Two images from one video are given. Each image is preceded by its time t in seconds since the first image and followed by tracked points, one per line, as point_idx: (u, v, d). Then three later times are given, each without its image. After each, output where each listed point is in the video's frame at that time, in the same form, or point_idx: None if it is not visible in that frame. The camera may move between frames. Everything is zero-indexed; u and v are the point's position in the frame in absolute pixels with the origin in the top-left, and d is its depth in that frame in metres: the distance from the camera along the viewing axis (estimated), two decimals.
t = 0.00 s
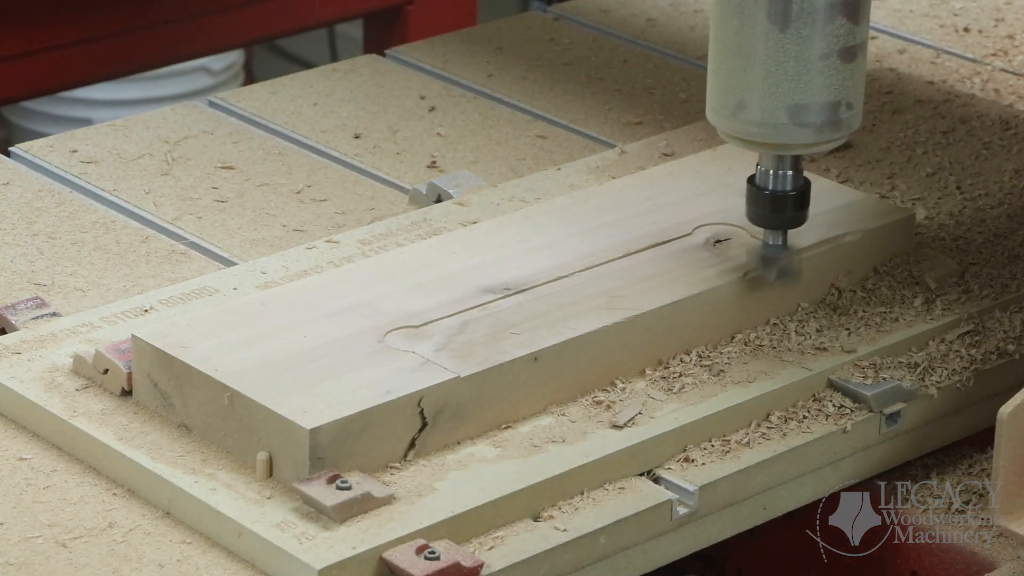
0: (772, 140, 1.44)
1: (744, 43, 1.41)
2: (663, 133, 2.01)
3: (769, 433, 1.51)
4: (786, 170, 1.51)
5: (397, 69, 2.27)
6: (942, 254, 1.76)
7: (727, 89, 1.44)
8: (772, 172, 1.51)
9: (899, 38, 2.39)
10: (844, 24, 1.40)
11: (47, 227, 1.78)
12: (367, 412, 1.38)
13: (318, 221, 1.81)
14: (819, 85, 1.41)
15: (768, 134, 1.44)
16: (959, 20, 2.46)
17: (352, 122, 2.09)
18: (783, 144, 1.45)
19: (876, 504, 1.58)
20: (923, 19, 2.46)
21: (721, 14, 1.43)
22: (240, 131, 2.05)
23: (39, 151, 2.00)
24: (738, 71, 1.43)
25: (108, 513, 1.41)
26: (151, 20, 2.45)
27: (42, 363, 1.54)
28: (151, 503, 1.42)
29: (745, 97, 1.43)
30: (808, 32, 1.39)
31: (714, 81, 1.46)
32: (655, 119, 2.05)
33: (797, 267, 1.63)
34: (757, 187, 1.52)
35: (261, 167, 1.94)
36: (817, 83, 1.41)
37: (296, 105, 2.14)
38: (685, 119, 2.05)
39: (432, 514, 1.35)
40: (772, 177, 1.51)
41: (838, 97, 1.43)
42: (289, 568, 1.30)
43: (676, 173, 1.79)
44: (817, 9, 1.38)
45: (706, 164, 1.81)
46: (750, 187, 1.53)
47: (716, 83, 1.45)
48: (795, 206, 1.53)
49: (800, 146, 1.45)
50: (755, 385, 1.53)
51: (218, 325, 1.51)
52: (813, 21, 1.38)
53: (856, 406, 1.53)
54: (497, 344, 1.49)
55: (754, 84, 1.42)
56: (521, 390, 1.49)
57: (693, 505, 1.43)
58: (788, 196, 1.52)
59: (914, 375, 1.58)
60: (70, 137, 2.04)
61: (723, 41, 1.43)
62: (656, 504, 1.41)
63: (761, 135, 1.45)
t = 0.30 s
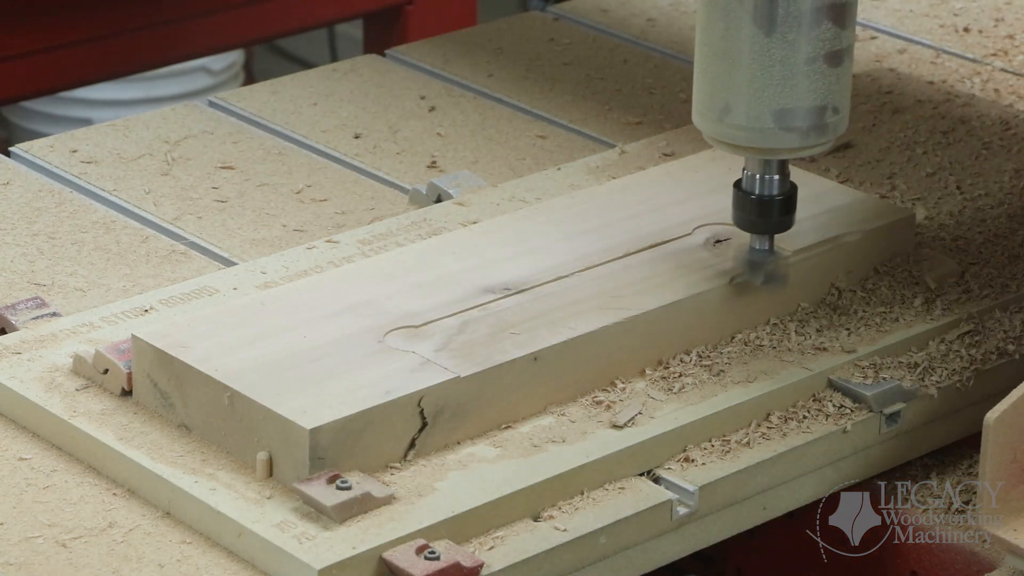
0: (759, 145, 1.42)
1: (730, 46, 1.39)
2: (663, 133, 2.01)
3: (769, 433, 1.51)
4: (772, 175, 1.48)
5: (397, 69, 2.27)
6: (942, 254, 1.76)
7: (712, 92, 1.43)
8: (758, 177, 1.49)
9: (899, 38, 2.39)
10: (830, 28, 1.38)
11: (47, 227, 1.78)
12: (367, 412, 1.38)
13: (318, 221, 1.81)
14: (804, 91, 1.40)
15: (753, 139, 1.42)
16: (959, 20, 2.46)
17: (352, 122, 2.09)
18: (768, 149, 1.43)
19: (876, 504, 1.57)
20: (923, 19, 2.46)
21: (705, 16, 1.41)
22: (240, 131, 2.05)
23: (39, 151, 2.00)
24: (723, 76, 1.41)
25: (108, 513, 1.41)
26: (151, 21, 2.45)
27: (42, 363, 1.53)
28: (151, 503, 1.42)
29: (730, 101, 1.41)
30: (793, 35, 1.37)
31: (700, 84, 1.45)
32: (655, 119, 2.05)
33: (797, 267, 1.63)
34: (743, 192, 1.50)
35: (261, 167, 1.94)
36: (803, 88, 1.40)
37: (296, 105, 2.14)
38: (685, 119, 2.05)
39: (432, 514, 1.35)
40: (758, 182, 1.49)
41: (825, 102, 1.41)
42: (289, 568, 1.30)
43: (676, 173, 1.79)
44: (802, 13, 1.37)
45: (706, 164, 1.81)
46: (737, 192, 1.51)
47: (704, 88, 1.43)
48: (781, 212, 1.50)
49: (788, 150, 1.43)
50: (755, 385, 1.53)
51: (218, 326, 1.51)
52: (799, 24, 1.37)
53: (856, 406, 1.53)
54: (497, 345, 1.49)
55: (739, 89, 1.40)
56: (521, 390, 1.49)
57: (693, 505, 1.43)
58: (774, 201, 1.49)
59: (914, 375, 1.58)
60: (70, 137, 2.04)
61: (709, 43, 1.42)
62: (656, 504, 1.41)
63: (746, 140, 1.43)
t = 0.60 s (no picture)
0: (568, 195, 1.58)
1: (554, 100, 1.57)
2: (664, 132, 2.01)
3: (769, 434, 1.51)
4: (758, 180, 1.55)
5: (398, 69, 2.27)
6: (943, 254, 1.74)
7: (697, 102, 1.48)
8: (745, 181, 1.56)
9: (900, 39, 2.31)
10: (815, 33, 1.41)
11: (47, 228, 1.78)
12: (366, 412, 1.39)
13: (318, 221, 1.80)
14: (792, 96, 1.46)
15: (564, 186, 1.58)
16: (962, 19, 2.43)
17: (352, 122, 2.09)
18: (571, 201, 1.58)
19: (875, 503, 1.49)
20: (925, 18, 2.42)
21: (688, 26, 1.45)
22: (241, 131, 2.06)
23: (40, 151, 2.01)
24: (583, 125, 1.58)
25: (108, 513, 1.41)
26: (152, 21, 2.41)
27: (42, 363, 1.54)
28: (150, 503, 1.42)
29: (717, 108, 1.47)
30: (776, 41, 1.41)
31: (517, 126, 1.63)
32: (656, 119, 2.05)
33: (798, 267, 1.62)
34: (730, 197, 1.57)
35: (262, 167, 1.94)
36: (791, 93, 1.46)
37: (297, 106, 2.14)
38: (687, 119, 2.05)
39: (433, 514, 1.35)
40: (744, 187, 1.56)
41: (810, 107, 1.49)
42: (289, 568, 1.30)
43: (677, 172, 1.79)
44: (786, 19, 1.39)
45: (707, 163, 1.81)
46: (724, 197, 1.58)
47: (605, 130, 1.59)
48: (768, 216, 1.57)
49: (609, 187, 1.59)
50: (755, 385, 1.53)
51: (219, 326, 1.51)
52: (786, 29, 1.40)
53: (856, 406, 1.54)
54: (496, 345, 1.49)
55: (728, 98, 1.45)
56: (521, 390, 1.49)
57: (693, 505, 1.43)
58: (760, 205, 1.56)
59: (914, 375, 1.60)
60: (70, 137, 2.04)
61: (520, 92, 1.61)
62: (656, 504, 1.41)
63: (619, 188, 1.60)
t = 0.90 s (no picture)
0: (552, 225, 1.25)
1: (531, 122, 1.22)
2: (663, 132, 2.01)
3: (770, 433, 1.52)
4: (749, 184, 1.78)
5: (397, 69, 2.27)
6: (942, 256, 1.76)
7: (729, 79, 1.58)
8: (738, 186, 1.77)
9: (899, 39, 2.26)
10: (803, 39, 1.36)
11: (46, 228, 1.78)
12: (368, 412, 1.39)
13: (318, 221, 1.80)
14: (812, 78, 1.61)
15: (550, 218, 1.25)
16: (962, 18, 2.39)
17: (351, 122, 2.09)
18: (563, 230, 1.26)
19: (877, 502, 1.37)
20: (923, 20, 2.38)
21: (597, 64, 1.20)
22: (238, 131, 2.05)
23: (40, 151, 2.00)
24: (562, 154, 1.22)
25: (108, 513, 1.41)
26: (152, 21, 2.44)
27: (42, 363, 1.53)
28: (150, 503, 1.42)
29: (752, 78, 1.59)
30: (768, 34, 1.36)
31: (493, 167, 1.28)
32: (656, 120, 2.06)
33: (796, 268, 1.64)
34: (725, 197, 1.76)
35: (263, 167, 1.93)
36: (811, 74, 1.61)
37: (293, 107, 2.14)
38: (686, 121, 2.06)
39: (433, 514, 1.35)
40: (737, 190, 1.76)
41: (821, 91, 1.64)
42: (289, 569, 1.30)
43: (677, 172, 1.80)
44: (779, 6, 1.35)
45: (707, 163, 1.82)
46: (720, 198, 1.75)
47: (585, 170, 1.23)
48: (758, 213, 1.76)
49: (605, 226, 1.26)
50: (755, 385, 1.54)
51: (220, 325, 1.51)
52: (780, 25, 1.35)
53: (856, 406, 1.55)
54: (497, 344, 1.49)
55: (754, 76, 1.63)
56: (520, 391, 1.49)
57: (693, 505, 1.43)
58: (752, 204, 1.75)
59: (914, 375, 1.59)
60: (71, 137, 2.03)
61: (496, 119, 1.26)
62: (656, 504, 1.42)
63: (607, 222, 1.26)
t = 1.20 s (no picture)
0: (536, 230, 1.24)
1: (514, 127, 1.21)
2: (662, 133, 2.02)
3: (769, 433, 1.52)
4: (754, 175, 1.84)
5: (396, 69, 2.28)
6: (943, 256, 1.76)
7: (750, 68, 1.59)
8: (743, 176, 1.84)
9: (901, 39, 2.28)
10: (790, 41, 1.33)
11: (47, 228, 1.77)
12: (368, 412, 1.39)
13: (318, 221, 1.80)
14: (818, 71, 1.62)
15: (533, 223, 1.24)
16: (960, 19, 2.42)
17: (351, 121, 2.09)
18: (547, 235, 1.25)
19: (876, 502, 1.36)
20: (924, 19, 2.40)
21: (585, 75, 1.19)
22: (236, 131, 2.05)
23: (39, 151, 2.00)
24: (546, 158, 1.21)
25: (108, 513, 1.40)
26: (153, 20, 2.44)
27: (42, 363, 1.53)
28: (150, 503, 1.42)
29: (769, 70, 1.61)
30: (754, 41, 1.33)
31: (478, 172, 1.27)
32: (655, 120, 2.07)
33: (797, 267, 1.64)
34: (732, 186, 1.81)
35: (263, 167, 1.93)
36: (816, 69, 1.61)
37: (292, 107, 2.14)
38: (685, 121, 2.06)
39: (432, 514, 1.36)
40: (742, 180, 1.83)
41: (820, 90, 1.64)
42: (289, 568, 1.30)
43: (677, 172, 1.80)
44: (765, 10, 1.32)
45: (706, 163, 1.83)
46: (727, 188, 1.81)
47: (569, 175, 1.22)
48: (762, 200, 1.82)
49: (589, 230, 1.25)
50: (755, 385, 1.54)
51: (220, 325, 1.51)
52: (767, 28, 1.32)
53: (856, 407, 1.55)
54: (498, 344, 1.49)
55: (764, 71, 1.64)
56: (519, 391, 1.49)
57: (693, 505, 1.44)
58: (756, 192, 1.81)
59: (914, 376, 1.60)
60: (71, 137, 2.03)
61: (481, 125, 1.24)
62: (656, 504, 1.42)
63: (590, 226, 1.25)
